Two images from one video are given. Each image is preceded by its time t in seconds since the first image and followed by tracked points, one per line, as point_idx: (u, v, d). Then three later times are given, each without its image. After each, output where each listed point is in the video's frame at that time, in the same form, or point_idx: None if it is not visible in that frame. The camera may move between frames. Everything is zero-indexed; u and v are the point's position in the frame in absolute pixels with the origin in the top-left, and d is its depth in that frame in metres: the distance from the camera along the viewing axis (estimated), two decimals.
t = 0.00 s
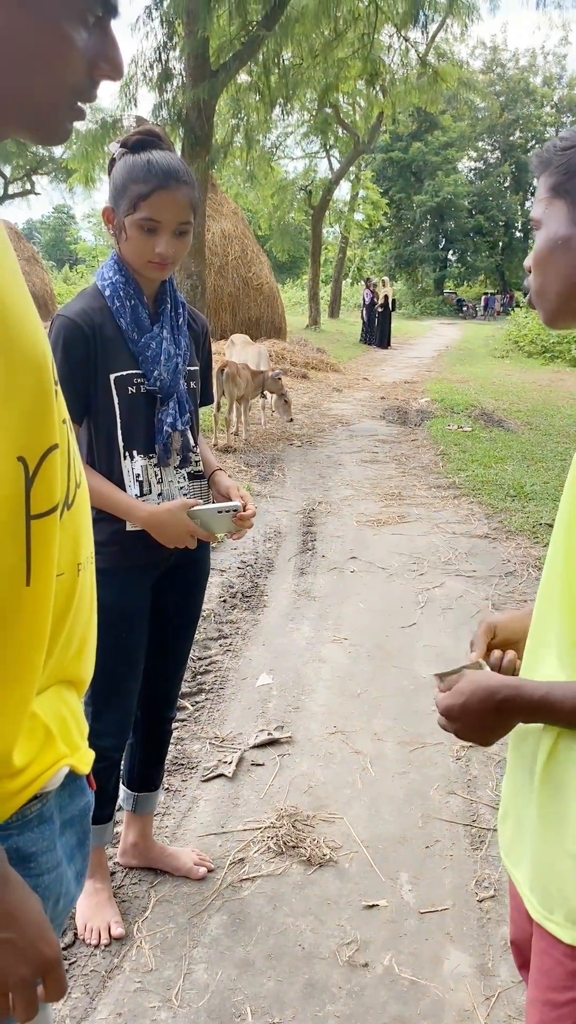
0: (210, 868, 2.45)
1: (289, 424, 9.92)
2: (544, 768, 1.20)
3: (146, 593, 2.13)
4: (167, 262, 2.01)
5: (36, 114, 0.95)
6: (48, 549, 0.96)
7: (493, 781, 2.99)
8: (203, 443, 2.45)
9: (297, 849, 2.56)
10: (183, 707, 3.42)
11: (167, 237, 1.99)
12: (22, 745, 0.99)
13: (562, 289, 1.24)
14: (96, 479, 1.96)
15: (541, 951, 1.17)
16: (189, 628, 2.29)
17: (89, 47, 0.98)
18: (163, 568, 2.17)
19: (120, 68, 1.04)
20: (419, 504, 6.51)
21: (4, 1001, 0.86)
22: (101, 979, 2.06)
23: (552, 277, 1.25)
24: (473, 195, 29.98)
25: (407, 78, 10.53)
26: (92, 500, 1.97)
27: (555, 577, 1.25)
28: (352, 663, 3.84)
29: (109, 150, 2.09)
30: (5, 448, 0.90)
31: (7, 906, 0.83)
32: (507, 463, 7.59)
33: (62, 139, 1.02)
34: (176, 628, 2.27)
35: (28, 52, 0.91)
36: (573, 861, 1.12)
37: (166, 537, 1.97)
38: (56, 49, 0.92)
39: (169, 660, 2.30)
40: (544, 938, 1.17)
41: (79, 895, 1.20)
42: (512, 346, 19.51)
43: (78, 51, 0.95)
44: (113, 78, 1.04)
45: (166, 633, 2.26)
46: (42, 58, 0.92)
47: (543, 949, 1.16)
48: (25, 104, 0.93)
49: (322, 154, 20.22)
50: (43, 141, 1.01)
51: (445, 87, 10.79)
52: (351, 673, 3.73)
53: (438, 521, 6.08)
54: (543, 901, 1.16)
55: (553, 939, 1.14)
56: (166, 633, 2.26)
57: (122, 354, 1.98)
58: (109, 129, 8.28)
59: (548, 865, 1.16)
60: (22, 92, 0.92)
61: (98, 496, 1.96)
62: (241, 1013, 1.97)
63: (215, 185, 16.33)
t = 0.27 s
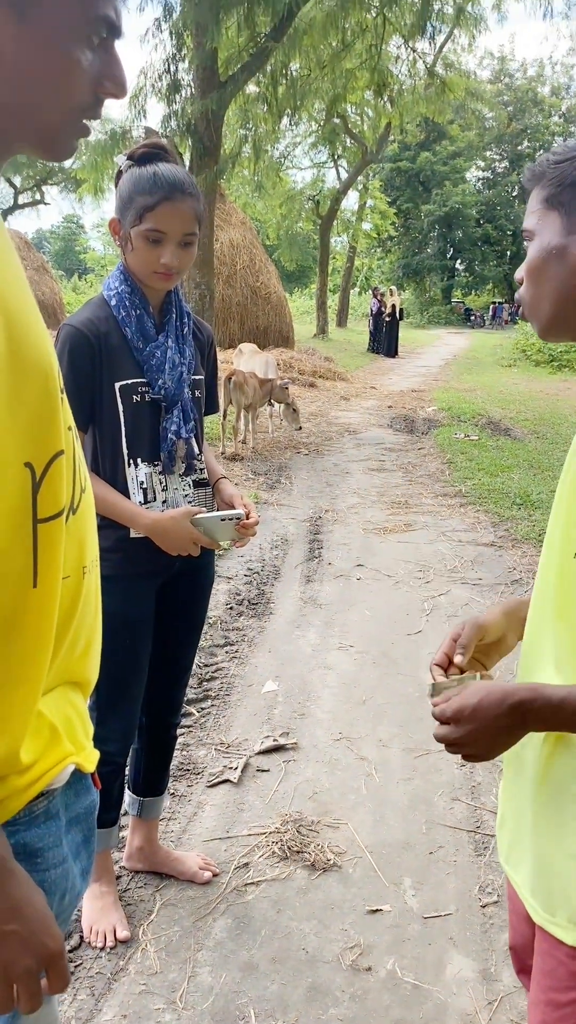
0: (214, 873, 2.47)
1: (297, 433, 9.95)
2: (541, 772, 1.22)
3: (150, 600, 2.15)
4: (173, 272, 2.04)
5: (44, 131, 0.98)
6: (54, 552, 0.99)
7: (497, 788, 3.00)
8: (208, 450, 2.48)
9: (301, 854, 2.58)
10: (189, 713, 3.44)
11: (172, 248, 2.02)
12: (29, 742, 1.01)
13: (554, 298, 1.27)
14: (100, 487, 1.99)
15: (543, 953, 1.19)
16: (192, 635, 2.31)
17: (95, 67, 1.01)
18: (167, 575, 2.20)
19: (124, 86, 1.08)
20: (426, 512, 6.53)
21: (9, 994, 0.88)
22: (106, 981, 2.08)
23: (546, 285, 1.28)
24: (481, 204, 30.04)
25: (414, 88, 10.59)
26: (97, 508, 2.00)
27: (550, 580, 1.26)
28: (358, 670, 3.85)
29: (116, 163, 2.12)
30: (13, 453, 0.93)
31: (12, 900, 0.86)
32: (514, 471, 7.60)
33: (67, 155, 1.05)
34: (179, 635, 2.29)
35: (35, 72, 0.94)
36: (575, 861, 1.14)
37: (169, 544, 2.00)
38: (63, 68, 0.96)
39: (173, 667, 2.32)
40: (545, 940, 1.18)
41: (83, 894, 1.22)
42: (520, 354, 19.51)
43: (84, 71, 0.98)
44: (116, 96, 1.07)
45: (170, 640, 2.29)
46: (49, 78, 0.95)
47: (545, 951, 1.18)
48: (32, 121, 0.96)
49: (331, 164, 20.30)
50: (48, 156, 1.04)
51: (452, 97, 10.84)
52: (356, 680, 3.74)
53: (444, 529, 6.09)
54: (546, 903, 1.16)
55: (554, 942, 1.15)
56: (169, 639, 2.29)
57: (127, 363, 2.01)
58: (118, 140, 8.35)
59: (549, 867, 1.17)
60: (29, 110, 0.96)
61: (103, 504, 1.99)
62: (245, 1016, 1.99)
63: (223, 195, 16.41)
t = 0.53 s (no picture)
0: (221, 874, 2.50)
1: (307, 442, 10.00)
2: (535, 770, 1.25)
3: (157, 605, 2.20)
4: (180, 283, 2.09)
5: (55, 150, 1.03)
6: (66, 552, 1.04)
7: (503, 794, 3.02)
8: (217, 458, 2.52)
9: (307, 856, 2.61)
10: (198, 718, 3.48)
11: (179, 259, 2.07)
12: (40, 734, 1.06)
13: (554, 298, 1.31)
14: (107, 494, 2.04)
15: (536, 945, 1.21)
16: (198, 639, 2.35)
17: (104, 89, 1.06)
18: (174, 580, 2.24)
19: (132, 107, 1.13)
20: (435, 520, 6.55)
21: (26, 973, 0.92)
22: (114, 979, 2.12)
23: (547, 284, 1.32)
24: (492, 214, 30.09)
25: (425, 99, 10.65)
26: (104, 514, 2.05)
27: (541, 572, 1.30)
28: (365, 677, 3.88)
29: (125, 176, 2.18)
30: (28, 457, 0.97)
31: (29, 883, 0.90)
32: (524, 480, 7.61)
33: (78, 172, 1.10)
34: (185, 639, 2.33)
35: (48, 94, 0.99)
36: (569, 855, 1.17)
37: (174, 549, 2.04)
38: (74, 90, 1.00)
39: (179, 670, 2.36)
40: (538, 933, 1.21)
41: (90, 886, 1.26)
42: (531, 364, 19.51)
43: (94, 93, 1.03)
44: (125, 117, 1.12)
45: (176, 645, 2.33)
46: (62, 99, 1.00)
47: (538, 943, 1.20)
48: (45, 140, 1.01)
49: (342, 175, 20.40)
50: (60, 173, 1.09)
51: (463, 107, 10.90)
52: (364, 686, 3.77)
53: (453, 537, 6.11)
54: (540, 897, 1.19)
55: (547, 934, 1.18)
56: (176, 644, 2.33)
57: (134, 373, 2.06)
58: (130, 153, 8.44)
59: (543, 860, 1.20)
60: (43, 130, 1.00)
61: (110, 510, 2.04)
62: (250, 1013, 2.02)
63: (235, 206, 16.53)
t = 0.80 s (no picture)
0: (235, 874, 2.54)
1: (322, 450, 10.04)
2: (535, 763, 1.29)
3: (174, 608, 2.24)
4: (199, 293, 2.14)
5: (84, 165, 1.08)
6: (94, 549, 1.09)
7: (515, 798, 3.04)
8: (232, 464, 2.57)
9: (320, 857, 2.64)
10: (213, 722, 3.52)
11: (197, 269, 2.12)
12: (68, 724, 1.11)
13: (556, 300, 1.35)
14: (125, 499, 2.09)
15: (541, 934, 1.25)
16: (214, 641, 2.40)
17: (130, 108, 1.11)
18: (191, 583, 2.29)
19: (155, 125, 1.18)
20: (450, 528, 6.57)
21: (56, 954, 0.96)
22: (131, 974, 2.16)
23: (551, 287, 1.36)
24: (507, 223, 30.09)
25: (440, 109, 10.70)
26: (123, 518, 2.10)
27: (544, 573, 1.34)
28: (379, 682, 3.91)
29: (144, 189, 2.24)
30: (59, 457, 1.02)
31: (59, 862, 0.94)
32: (538, 488, 7.62)
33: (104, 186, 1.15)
34: (200, 642, 2.38)
35: (79, 113, 1.04)
36: (570, 844, 1.20)
37: (191, 553, 2.09)
38: (102, 108, 1.06)
39: (195, 672, 2.41)
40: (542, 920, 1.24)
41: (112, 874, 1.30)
42: (546, 372, 19.49)
43: (120, 112, 1.09)
44: (148, 133, 1.17)
45: (192, 647, 2.38)
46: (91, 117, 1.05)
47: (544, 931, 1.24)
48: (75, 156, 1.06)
49: (357, 184, 20.47)
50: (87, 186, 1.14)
51: (478, 117, 10.94)
52: (377, 691, 3.80)
53: (467, 545, 6.13)
54: (542, 886, 1.23)
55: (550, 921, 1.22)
56: (192, 646, 2.38)
57: (153, 380, 2.11)
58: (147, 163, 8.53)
59: (545, 850, 1.24)
60: (73, 145, 1.05)
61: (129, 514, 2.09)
62: (264, 1009, 2.05)
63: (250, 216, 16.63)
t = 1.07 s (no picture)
0: (245, 875, 2.56)
1: (337, 456, 10.07)
2: (538, 762, 1.31)
3: (185, 612, 2.28)
4: (214, 297, 2.18)
5: (98, 180, 1.12)
6: (103, 550, 1.12)
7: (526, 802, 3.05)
8: (244, 470, 2.61)
9: (330, 859, 2.67)
10: (225, 725, 3.55)
11: (211, 273, 2.16)
12: (78, 719, 1.14)
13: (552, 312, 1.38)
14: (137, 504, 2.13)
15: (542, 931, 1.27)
16: (224, 646, 2.43)
17: (142, 124, 1.15)
18: (202, 587, 2.32)
19: (166, 140, 1.22)
20: (464, 534, 6.57)
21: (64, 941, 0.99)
22: (141, 971, 2.18)
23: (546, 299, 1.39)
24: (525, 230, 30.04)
25: (456, 117, 10.72)
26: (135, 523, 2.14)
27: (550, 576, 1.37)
28: (391, 687, 3.93)
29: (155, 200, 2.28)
30: (71, 462, 1.06)
31: (69, 850, 0.98)
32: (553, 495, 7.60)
33: (116, 200, 1.19)
34: (211, 647, 2.41)
35: (93, 129, 1.08)
36: (569, 841, 1.22)
37: (201, 558, 2.12)
38: (115, 125, 1.10)
39: (206, 676, 2.44)
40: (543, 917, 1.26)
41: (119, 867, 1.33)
42: (563, 379, 19.43)
43: (133, 128, 1.13)
44: (159, 149, 1.22)
45: (203, 651, 2.41)
46: (104, 133, 1.09)
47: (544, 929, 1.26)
48: (89, 171, 1.10)
49: (374, 192, 20.51)
50: (99, 201, 1.18)
51: (495, 125, 10.96)
52: (389, 696, 3.82)
53: (482, 551, 6.13)
54: (542, 882, 1.25)
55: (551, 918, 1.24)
56: (202, 650, 2.41)
57: (167, 387, 2.15)
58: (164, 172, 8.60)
59: (544, 847, 1.26)
60: (88, 162, 1.09)
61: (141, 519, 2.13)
62: (272, 1008, 2.08)
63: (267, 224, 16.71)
